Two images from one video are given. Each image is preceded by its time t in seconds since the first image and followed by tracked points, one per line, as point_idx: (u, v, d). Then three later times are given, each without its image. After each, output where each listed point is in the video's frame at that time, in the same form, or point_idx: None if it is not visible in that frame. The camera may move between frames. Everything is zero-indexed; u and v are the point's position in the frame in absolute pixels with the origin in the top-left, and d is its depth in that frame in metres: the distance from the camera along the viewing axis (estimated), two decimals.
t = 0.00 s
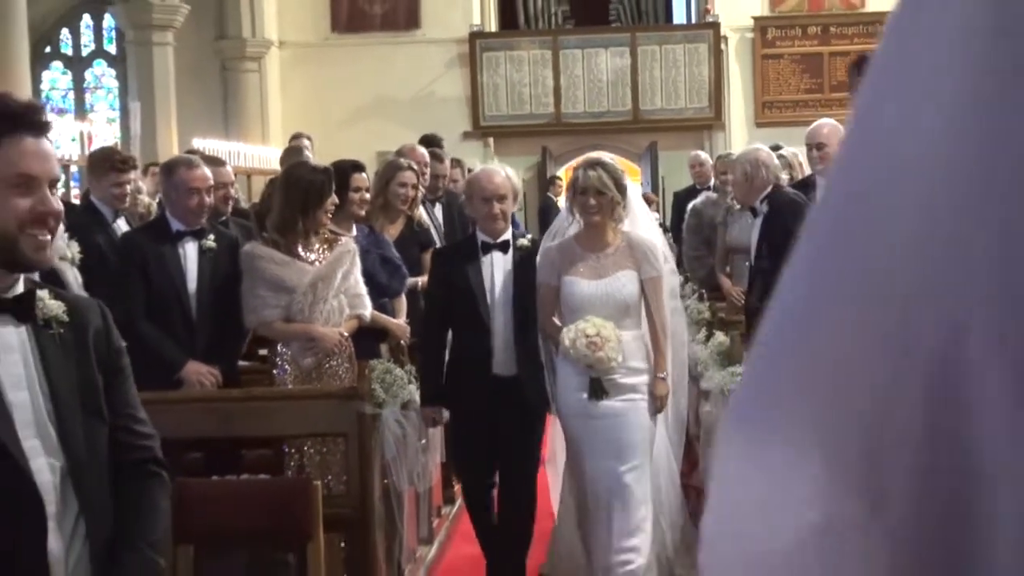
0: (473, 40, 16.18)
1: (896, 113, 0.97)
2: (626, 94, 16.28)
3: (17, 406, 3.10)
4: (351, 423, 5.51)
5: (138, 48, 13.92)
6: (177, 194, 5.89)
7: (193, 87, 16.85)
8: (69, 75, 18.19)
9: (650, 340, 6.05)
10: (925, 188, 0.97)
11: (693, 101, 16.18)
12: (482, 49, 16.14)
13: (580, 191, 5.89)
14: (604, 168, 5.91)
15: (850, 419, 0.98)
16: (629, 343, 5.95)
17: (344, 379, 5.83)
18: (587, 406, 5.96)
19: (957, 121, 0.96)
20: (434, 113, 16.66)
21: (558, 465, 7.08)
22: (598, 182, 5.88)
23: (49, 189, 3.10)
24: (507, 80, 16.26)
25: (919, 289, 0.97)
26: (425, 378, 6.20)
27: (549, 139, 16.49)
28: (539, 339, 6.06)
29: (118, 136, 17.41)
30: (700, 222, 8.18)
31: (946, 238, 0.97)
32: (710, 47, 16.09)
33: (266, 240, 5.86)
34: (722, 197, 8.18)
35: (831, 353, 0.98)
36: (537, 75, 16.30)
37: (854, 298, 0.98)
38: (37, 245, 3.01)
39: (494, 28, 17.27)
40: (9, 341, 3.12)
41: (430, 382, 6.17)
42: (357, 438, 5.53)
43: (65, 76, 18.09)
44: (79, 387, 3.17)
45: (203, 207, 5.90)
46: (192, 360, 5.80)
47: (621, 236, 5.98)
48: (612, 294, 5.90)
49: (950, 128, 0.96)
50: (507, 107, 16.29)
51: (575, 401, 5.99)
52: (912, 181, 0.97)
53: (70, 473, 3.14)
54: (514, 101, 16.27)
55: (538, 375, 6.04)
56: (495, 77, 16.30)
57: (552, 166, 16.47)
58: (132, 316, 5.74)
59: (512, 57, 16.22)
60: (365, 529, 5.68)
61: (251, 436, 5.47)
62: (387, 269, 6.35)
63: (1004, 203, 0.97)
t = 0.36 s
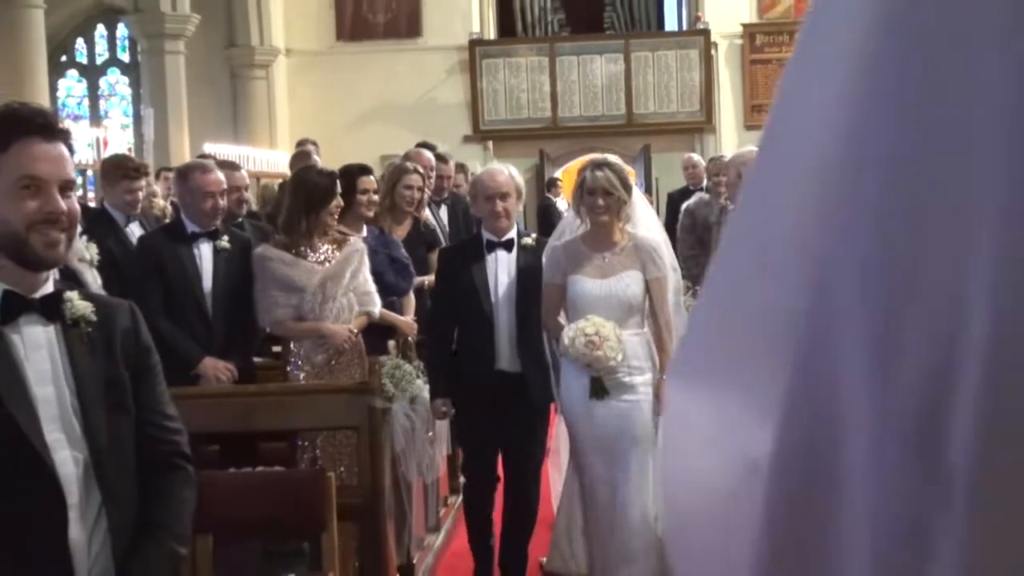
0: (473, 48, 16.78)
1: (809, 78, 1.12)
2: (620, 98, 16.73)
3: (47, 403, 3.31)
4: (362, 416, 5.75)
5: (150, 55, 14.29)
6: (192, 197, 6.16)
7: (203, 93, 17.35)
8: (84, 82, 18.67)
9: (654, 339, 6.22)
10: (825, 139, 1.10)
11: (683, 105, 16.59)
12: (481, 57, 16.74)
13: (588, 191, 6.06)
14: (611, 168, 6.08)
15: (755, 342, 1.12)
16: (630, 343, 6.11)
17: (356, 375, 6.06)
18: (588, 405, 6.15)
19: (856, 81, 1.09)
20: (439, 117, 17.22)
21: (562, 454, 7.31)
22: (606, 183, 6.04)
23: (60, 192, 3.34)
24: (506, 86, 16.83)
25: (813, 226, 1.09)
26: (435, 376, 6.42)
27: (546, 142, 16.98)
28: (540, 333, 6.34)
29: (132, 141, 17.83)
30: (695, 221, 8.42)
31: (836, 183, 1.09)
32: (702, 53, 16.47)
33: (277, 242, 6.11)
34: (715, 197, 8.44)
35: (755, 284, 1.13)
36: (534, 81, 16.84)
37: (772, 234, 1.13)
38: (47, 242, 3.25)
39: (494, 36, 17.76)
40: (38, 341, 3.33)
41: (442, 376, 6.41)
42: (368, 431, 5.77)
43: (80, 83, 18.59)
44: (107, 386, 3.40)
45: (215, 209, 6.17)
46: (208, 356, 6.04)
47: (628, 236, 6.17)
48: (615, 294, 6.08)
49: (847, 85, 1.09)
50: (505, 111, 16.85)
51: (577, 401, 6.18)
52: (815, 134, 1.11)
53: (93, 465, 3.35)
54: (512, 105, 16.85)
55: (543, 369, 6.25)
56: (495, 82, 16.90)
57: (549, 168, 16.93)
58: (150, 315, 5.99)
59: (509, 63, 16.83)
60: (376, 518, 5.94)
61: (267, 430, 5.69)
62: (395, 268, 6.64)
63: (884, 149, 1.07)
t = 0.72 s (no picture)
0: (473, 55, 17.02)
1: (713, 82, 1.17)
2: (616, 104, 17.06)
3: (73, 395, 3.48)
4: (371, 412, 5.99)
5: (162, 62, 14.48)
6: (207, 200, 6.42)
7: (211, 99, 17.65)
8: (99, 88, 19.01)
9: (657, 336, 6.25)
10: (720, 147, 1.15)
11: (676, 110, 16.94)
12: (482, 64, 16.99)
13: (596, 188, 6.17)
14: (619, 167, 6.19)
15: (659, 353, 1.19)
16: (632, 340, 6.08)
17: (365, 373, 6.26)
18: (586, 399, 6.09)
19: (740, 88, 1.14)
20: (440, 122, 17.55)
21: (561, 446, 7.60)
22: (614, 181, 6.15)
23: (79, 194, 3.44)
24: (505, 92, 17.13)
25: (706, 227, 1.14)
26: (444, 371, 6.57)
27: (544, 146, 17.27)
28: (543, 331, 6.51)
29: (144, 145, 18.19)
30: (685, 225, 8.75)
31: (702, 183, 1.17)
32: (694, 59, 16.82)
33: (288, 243, 6.36)
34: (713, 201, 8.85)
35: (669, 281, 1.19)
36: (533, 86, 17.16)
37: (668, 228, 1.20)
38: (63, 243, 3.38)
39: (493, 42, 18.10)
40: (66, 336, 3.50)
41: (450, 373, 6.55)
42: (377, 424, 6.02)
43: (94, 89, 18.92)
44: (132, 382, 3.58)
45: (231, 211, 6.43)
46: (222, 352, 6.27)
47: (633, 235, 6.27)
48: (618, 292, 6.14)
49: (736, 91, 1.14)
50: (505, 116, 17.14)
51: (575, 394, 6.12)
52: (714, 139, 1.16)
53: (116, 453, 3.53)
54: (511, 109, 17.14)
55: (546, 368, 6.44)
56: (494, 87, 17.20)
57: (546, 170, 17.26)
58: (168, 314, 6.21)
59: (509, 69, 17.11)
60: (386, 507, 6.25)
61: (279, 424, 5.91)
62: (402, 268, 6.92)
63: (752, 154, 1.10)
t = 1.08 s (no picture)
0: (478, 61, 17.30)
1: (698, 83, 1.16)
2: (614, 108, 17.34)
3: (99, 389, 3.50)
4: (383, 403, 6.25)
5: (178, 68, 14.76)
6: (227, 200, 6.68)
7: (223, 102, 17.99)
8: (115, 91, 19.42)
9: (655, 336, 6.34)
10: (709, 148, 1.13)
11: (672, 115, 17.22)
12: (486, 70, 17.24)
13: (600, 196, 6.06)
14: (622, 173, 6.09)
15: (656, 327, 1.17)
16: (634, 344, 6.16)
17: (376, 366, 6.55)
18: (583, 398, 6.28)
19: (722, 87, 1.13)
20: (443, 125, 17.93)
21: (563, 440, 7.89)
22: (618, 188, 6.05)
23: (97, 195, 3.46)
24: (508, 97, 17.41)
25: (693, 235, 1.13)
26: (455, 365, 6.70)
27: (544, 149, 17.54)
28: (548, 327, 6.73)
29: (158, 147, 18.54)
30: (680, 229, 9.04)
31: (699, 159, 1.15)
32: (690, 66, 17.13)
33: (303, 241, 6.65)
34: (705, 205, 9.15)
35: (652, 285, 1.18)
36: (534, 92, 17.44)
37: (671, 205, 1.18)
38: (81, 241, 3.41)
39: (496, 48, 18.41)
40: (94, 331, 3.53)
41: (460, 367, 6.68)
42: (389, 415, 6.28)
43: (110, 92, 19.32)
44: (156, 376, 3.60)
45: (249, 212, 6.68)
46: (237, 347, 6.56)
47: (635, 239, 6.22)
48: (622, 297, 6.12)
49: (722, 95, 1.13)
50: (505, 119, 17.36)
51: (571, 393, 6.30)
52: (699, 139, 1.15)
53: (140, 444, 3.54)
54: (511, 113, 17.36)
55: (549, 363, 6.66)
56: (497, 91, 17.43)
57: (547, 173, 17.54)
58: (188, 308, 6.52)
59: (511, 75, 17.40)
60: (396, 497, 6.48)
61: (295, 414, 6.18)
62: (413, 266, 7.23)
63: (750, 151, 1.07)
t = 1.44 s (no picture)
0: (481, 62, 17.65)
1: (730, 73, 1.09)
2: (612, 108, 17.69)
3: (124, 380, 3.69)
4: (394, 392, 6.49)
5: (193, 71, 15.08)
6: (246, 198, 6.98)
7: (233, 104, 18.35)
8: (131, 94, 19.81)
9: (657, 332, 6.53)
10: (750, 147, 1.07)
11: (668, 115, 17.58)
12: (489, 71, 17.61)
13: (595, 193, 6.28)
14: (615, 169, 6.33)
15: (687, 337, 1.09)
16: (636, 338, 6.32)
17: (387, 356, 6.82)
18: (587, 398, 6.36)
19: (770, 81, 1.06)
20: (447, 127, 18.13)
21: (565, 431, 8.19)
22: (612, 185, 6.27)
23: (122, 192, 3.65)
24: (511, 98, 17.72)
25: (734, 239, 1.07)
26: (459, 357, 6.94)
27: (545, 148, 17.87)
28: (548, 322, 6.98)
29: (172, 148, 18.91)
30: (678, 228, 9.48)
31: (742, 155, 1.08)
32: (686, 68, 17.50)
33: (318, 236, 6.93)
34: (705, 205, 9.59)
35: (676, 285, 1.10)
36: (536, 94, 17.74)
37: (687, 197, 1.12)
38: (107, 237, 3.62)
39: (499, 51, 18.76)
40: (119, 325, 3.73)
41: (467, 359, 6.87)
42: (400, 404, 6.52)
43: (127, 94, 19.71)
44: (178, 370, 3.78)
45: (266, 209, 6.98)
46: (253, 338, 6.81)
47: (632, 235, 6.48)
48: (623, 291, 6.32)
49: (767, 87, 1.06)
50: (508, 120, 17.68)
51: (576, 395, 6.37)
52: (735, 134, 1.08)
53: (160, 433, 3.72)
54: (513, 114, 17.69)
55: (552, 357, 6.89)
56: (500, 92, 17.79)
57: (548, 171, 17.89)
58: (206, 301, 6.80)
59: (513, 77, 17.76)
60: (407, 484, 6.71)
61: (309, 402, 6.43)
62: (421, 261, 7.52)
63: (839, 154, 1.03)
